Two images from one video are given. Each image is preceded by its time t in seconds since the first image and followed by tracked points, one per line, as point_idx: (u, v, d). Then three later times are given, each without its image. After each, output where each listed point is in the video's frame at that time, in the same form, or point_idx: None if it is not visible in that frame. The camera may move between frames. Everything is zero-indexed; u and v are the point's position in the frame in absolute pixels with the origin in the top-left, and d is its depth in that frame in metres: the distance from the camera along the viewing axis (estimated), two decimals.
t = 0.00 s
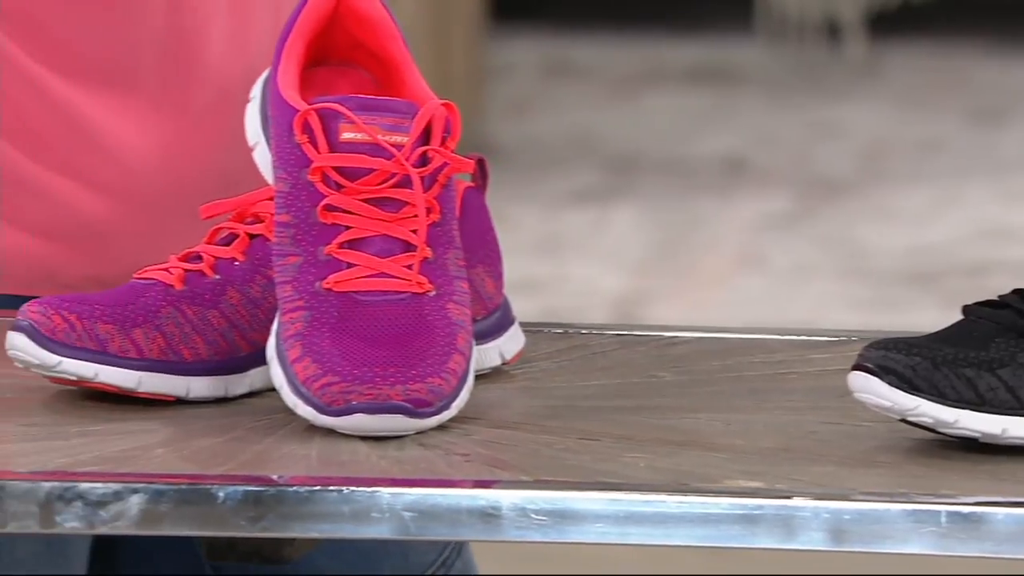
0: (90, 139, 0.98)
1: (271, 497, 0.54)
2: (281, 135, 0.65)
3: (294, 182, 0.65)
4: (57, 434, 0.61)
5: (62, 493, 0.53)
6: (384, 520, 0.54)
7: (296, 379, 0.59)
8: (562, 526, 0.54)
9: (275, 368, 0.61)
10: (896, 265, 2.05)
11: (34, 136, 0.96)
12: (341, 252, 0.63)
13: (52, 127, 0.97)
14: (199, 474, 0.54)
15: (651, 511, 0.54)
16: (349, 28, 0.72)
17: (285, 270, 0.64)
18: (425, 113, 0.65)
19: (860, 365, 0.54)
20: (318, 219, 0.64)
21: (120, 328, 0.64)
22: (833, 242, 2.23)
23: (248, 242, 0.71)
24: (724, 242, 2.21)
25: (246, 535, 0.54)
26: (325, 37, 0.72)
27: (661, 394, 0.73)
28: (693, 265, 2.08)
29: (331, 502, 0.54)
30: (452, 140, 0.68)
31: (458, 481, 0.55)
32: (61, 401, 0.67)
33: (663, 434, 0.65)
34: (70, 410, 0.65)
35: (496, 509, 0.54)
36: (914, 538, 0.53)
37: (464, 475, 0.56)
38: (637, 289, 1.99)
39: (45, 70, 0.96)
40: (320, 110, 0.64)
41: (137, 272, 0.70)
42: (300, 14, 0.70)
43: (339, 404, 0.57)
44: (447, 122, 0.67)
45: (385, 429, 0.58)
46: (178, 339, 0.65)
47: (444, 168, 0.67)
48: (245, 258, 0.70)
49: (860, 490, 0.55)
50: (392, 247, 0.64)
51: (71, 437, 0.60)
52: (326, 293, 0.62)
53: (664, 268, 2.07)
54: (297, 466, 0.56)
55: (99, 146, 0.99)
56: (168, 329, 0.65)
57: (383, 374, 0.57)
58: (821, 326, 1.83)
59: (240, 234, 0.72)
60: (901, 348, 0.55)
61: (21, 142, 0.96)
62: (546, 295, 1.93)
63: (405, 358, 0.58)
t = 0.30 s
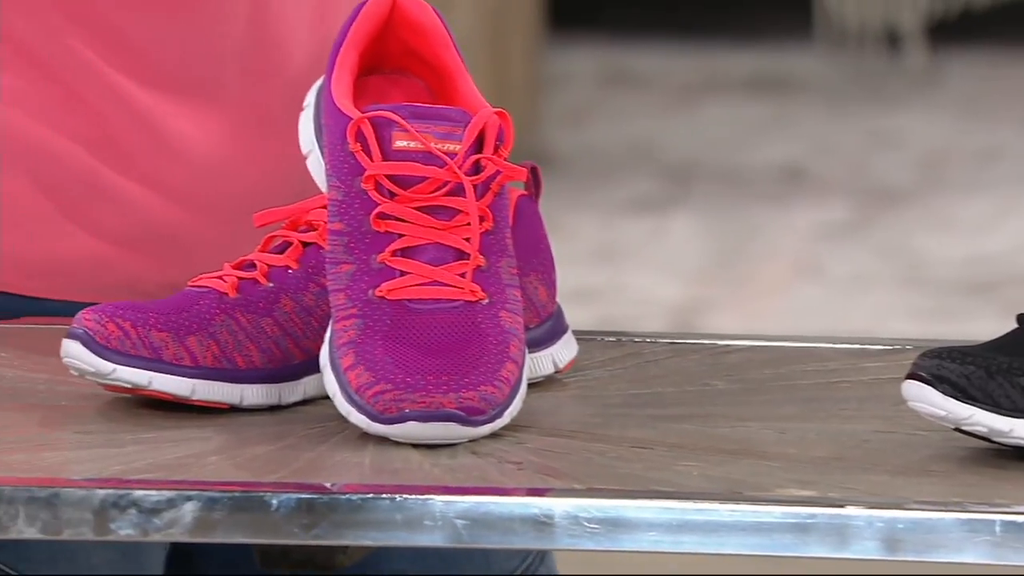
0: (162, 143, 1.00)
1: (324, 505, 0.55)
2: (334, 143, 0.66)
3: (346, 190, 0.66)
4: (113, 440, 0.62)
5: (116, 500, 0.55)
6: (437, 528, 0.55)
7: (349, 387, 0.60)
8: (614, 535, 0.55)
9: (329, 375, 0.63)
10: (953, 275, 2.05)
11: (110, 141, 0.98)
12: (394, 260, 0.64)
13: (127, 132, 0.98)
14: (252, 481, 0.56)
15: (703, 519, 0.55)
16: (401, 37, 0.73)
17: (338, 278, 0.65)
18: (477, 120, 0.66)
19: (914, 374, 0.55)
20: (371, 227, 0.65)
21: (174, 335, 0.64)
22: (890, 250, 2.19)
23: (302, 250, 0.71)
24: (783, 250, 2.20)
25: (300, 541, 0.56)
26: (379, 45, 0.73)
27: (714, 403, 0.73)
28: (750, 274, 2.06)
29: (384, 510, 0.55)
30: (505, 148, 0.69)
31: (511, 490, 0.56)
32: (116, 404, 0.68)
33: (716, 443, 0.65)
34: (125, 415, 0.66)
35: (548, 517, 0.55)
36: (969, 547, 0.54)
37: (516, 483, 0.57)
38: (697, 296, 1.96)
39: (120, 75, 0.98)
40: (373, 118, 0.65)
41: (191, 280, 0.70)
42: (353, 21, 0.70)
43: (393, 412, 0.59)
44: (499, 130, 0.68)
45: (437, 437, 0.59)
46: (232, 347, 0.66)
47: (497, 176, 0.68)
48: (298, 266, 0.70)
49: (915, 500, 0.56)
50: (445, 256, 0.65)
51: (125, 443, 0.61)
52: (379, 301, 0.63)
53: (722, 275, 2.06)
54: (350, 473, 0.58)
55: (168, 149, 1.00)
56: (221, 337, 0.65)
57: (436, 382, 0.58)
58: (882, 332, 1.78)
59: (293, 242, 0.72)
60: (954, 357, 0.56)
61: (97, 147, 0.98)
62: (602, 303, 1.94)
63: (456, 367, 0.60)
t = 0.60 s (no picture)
0: (227, 150, 0.96)
1: (354, 514, 0.56)
2: (364, 152, 0.67)
3: (377, 200, 0.67)
4: (144, 450, 0.63)
5: (146, 509, 0.56)
6: (467, 537, 0.56)
7: (379, 396, 0.61)
8: (644, 545, 0.56)
9: (359, 385, 0.64)
10: (987, 285, 2.04)
11: (175, 151, 0.96)
12: (425, 270, 0.65)
13: (192, 142, 0.96)
14: (281, 491, 0.57)
15: (734, 529, 0.55)
16: (432, 46, 0.74)
17: (369, 287, 0.66)
18: (508, 130, 0.67)
19: (945, 384, 0.57)
20: (401, 237, 0.66)
21: (205, 345, 0.65)
22: (922, 261, 2.18)
23: (331, 260, 0.72)
24: (815, 261, 2.19)
25: (331, 550, 0.57)
26: (408, 55, 0.74)
27: (744, 413, 0.73)
28: (781, 284, 2.06)
29: (414, 519, 0.56)
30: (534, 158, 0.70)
31: (542, 499, 0.56)
32: (148, 413, 0.69)
33: (746, 453, 0.65)
34: (155, 424, 0.67)
35: (578, 526, 0.56)
36: (1000, 557, 0.55)
37: (547, 493, 0.58)
38: (727, 307, 1.95)
39: (190, 83, 0.95)
40: (403, 128, 0.66)
41: (222, 289, 0.71)
42: (384, 32, 0.71)
43: (423, 422, 0.60)
44: (530, 140, 0.69)
45: (467, 446, 0.60)
46: (263, 356, 0.67)
47: (527, 186, 0.68)
48: (328, 276, 0.71)
49: (944, 509, 0.56)
50: (475, 265, 0.66)
51: (156, 453, 0.63)
52: (409, 311, 0.64)
53: (753, 286, 2.05)
54: (380, 483, 0.58)
55: (239, 157, 0.96)
56: (252, 347, 0.66)
57: (465, 392, 0.59)
58: (914, 342, 1.77)
59: (323, 252, 0.72)
60: (985, 368, 0.58)
61: (159, 157, 0.96)
62: (632, 313, 1.94)
63: (486, 376, 0.60)
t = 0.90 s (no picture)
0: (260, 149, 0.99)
1: (370, 517, 0.56)
2: (381, 155, 0.67)
3: (394, 203, 0.67)
4: (161, 452, 0.64)
5: (163, 512, 0.57)
6: (484, 540, 0.56)
7: (396, 399, 0.62)
8: (661, 547, 0.56)
9: (376, 387, 0.64)
10: (1005, 288, 2.03)
11: (217, 155, 0.98)
12: (442, 272, 0.65)
13: (233, 146, 0.98)
14: (298, 493, 0.57)
15: (751, 532, 0.56)
16: (449, 49, 0.74)
17: (386, 289, 0.67)
18: (524, 133, 0.67)
19: (962, 387, 0.58)
20: (418, 239, 0.67)
21: (221, 348, 0.66)
22: (940, 263, 2.18)
23: (349, 262, 0.73)
24: (833, 263, 2.19)
25: (347, 553, 0.57)
26: (425, 58, 0.74)
27: (760, 416, 0.73)
28: (799, 287, 2.06)
29: (430, 522, 0.56)
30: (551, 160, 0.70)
31: (559, 501, 0.57)
32: (165, 415, 0.70)
33: (761, 455, 0.66)
34: (172, 427, 0.68)
35: (595, 529, 0.56)
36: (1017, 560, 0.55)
37: (564, 495, 0.58)
38: (745, 309, 1.95)
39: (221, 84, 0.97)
40: (420, 131, 0.66)
41: (239, 292, 0.72)
42: (401, 35, 0.72)
43: (439, 424, 0.60)
44: (546, 142, 0.70)
45: (484, 448, 0.61)
46: (280, 358, 0.67)
47: (543, 189, 0.69)
48: (345, 278, 0.72)
49: (961, 512, 0.57)
50: (492, 268, 0.66)
51: (172, 455, 0.63)
52: (426, 313, 0.64)
53: (771, 288, 2.05)
54: (396, 486, 0.59)
55: (279, 159, 0.99)
56: (269, 349, 0.67)
57: (482, 394, 0.60)
58: (932, 345, 1.77)
59: (341, 254, 0.73)
60: (1002, 371, 0.58)
61: (201, 161, 0.98)
62: (650, 316, 1.95)
63: (503, 379, 0.61)
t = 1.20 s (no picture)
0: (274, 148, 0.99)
1: (380, 520, 0.57)
2: (391, 159, 0.68)
3: (404, 206, 0.67)
4: (171, 456, 0.64)
5: (174, 515, 0.57)
6: (493, 543, 0.56)
7: (406, 402, 0.62)
8: (670, 550, 0.56)
9: (387, 390, 0.64)
10: (1016, 291, 2.02)
11: (237, 160, 0.99)
12: (452, 275, 0.66)
13: (252, 150, 0.99)
14: (308, 497, 0.57)
15: (761, 536, 0.56)
16: (459, 52, 0.74)
17: (396, 293, 0.67)
18: (534, 136, 0.68)
19: (973, 391, 0.58)
20: (428, 243, 0.67)
21: (232, 351, 0.66)
22: (951, 267, 2.17)
23: (359, 265, 0.73)
24: (845, 267, 2.18)
25: (357, 556, 0.57)
26: (435, 61, 0.74)
27: (770, 419, 0.74)
28: (810, 290, 2.06)
29: (440, 525, 0.56)
30: (560, 163, 0.71)
31: (569, 505, 0.57)
32: (176, 418, 0.70)
33: (770, 458, 0.66)
34: (183, 430, 0.68)
35: (605, 533, 0.56)
36: None
37: (573, 499, 0.58)
38: (756, 313, 1.95)
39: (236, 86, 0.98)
40: (430, 134, 0.66)
41: (250, 295, 0.72)
42: (411, 38, 0.72)
43: (449, 427, 0.60)
44: (556, 145, 0.70)
45: (494, 451, 0.61)
46: (289, 361, 0.68)
47: (553, 192, 0.69)
48: (355, 282, 0.72)
49: (971, 516, 0.57)
50: (502, 271, 0.66)
51: (182, 458, 0.64)
52: (436, 316, 0.65)
53: (781, 292, 2.05)
54: (407, 489, 0.59)
55: (296, 164, 1.00)
56: (279, 352, 0.67)
57: (492, 397, 0.60)
58: (943, 349, 1.76)
59: (351, 257, 0.73)
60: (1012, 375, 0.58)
61: (218, 164, 0.99)
62: (660, 319, 1.94)
63: (513, 382, 0.61)
